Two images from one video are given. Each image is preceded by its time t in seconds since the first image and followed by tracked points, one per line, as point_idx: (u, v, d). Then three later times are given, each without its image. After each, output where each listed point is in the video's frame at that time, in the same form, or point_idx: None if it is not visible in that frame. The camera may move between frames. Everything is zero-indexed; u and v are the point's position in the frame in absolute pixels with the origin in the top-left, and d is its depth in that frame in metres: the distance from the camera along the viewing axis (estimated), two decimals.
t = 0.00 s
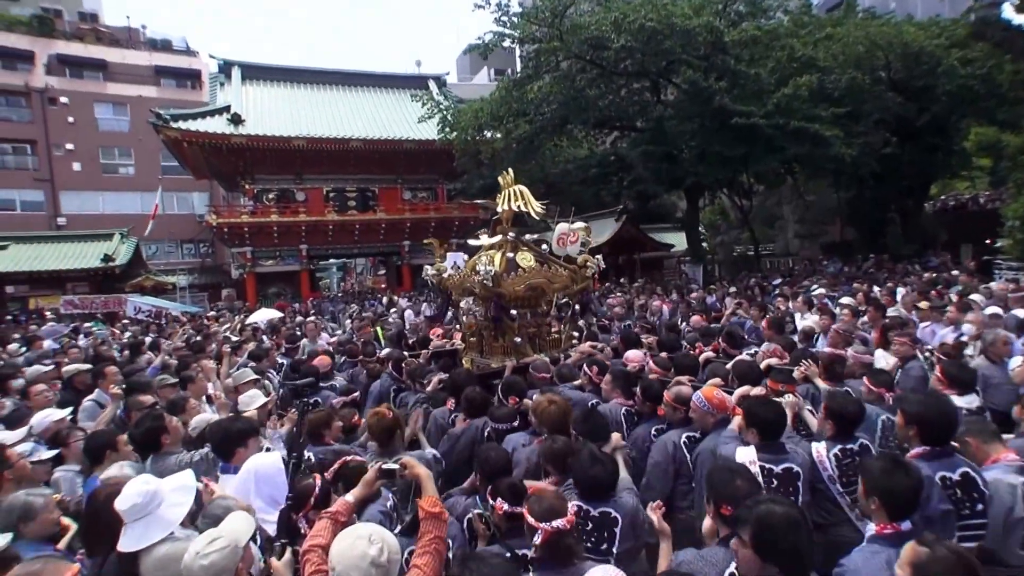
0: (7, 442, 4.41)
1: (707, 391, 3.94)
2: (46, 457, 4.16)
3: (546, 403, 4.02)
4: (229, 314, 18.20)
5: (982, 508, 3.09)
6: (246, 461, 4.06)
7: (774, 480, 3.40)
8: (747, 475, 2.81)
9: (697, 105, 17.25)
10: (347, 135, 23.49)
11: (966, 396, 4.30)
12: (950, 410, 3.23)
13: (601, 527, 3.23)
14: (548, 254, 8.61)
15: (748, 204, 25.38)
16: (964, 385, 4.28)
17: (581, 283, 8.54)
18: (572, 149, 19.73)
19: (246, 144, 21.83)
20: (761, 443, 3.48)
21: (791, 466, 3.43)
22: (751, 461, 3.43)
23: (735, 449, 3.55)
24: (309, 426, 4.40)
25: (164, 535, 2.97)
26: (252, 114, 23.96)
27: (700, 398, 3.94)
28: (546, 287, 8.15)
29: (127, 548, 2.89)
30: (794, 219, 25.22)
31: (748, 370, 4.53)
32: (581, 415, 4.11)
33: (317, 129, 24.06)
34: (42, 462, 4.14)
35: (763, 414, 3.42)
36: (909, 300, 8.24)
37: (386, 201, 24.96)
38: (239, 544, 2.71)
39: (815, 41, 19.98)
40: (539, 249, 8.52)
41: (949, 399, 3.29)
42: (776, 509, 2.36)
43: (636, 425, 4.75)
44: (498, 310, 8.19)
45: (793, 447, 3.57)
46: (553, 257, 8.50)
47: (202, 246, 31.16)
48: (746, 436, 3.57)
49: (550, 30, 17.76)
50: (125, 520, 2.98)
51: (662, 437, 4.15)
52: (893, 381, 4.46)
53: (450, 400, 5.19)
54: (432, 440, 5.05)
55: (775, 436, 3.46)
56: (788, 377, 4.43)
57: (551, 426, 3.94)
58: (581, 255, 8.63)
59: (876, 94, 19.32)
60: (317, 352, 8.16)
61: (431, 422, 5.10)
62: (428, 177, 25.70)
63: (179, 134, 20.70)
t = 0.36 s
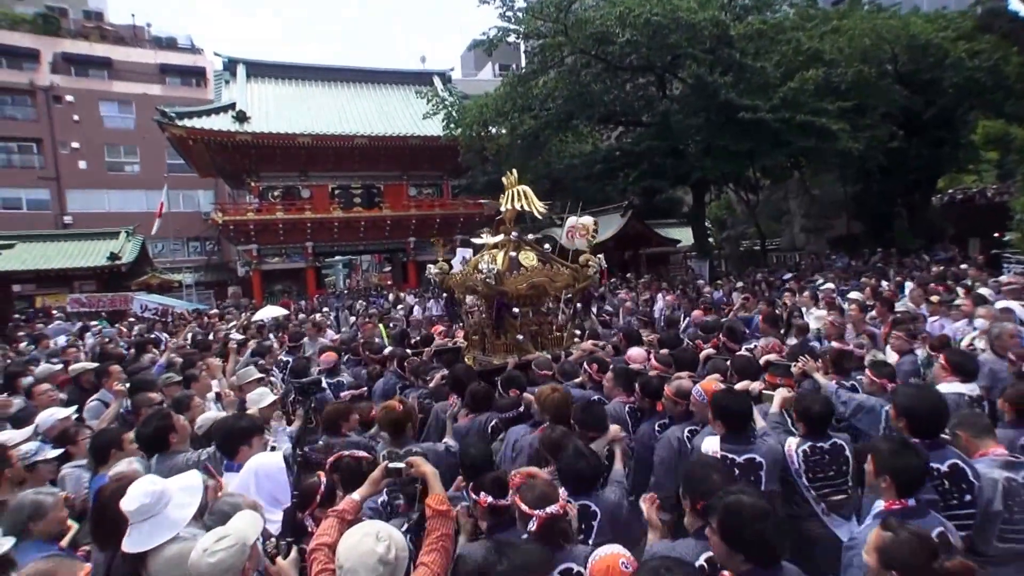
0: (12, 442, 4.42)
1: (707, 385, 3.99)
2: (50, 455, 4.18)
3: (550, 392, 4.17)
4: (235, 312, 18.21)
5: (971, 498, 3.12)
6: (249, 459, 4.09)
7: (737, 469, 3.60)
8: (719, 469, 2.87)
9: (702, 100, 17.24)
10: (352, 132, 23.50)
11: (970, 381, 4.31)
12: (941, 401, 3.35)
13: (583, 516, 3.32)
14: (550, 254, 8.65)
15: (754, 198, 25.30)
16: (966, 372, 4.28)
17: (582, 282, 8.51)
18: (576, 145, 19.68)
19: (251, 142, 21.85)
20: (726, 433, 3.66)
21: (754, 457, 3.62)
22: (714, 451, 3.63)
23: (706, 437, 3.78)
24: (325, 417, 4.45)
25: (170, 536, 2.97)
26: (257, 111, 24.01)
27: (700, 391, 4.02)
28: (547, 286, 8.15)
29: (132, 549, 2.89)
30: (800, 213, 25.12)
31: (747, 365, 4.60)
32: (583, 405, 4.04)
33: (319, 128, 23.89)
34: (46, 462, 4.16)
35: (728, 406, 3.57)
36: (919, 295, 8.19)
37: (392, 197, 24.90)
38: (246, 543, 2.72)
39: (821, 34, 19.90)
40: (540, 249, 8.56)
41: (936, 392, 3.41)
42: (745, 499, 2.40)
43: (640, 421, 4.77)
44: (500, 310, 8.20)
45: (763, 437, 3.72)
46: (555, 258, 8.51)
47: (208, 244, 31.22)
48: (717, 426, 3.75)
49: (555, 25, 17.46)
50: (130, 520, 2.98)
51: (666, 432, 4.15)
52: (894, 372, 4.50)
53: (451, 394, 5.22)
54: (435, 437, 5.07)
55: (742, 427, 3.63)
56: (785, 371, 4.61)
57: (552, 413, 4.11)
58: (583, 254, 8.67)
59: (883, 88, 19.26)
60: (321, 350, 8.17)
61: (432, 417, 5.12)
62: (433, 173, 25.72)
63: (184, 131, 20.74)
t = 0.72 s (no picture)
0: (20, 439, 4.39)
1: (698, 384, 3.98)
2: (56, 452, 4.14)
3: (542, 396, 4.15)
4: (239, 310, 18.19)
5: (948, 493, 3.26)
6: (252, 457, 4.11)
7: (738, 464, 3.55)
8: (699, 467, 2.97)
9: (705, 95, 17.17)
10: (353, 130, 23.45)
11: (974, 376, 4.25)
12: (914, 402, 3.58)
13: (573, 501, 3.45)
14: (547, 252, 8.68)
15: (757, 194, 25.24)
16: (969, 367, 4.23)
17: (579, 281, 8.50)
18: (578, 141, 19.65)
19: (253, 141, 21.82)
20: (726, 429, 3.63)
21: (756, 450, 3.57)
22: (716, 445, 3.60)
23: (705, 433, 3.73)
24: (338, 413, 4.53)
25: (180, 534, 2.94)
26: (260, 110, 24.02)
27: (690, 389, 3.99)
28: (544, 285, 8.16)
29: (136, 547, 2.86)
30: (804, 209, 25.07)
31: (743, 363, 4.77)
32: (573, 401, 4.01)
33: (324, 125, 24.09)
34: (54, 459, 4.13)
35: (731, 399, 3.57)
36: (928, 292, 8.11)
37: (393, 195, 24.92)
38: (250, 541, 2.69)
39: (826, 28, 19.86)
40: (536, 247, 8.61)
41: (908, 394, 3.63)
42: (710, 493, 2.58)
43: (632, 418, 4.77)
44: (495, 309, 8.29)
45: (759, 433, 3.69)
46: (551, 255, 8.56)
47: (211, 243, 31.21)
48: (716, 421, 3.72)
49: (557, 21, 17.50)
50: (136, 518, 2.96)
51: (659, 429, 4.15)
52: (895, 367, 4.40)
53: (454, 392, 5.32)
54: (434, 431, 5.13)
55: (742, 422, 3.61)
56: (778, 369, 4.59)
57: (544, 417, 4.08)
58: (580, 252, 8.65)
59: (888, 81, 19.15)
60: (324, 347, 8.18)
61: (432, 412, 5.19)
62: (434, 171, 25.69)
63: (187, 130, 20.75)
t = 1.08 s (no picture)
0: (29, 435, 4.35)
1: (679, 382, 4.01)
2: (64, 449, 4.07)
3: (539, 395, 4.10)
4: (243, 308, 18.18)
5: (933, 482, 3.41)
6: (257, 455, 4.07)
7: (753, 458, 3.51)
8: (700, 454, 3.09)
9: (708, 90, 17.09)
10: (354, 128, 23.40)
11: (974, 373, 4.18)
12: (894, 395, 3.57)
13: (580, 496, 3.41)
14: (544, 249, 8.70)
15: (761, 190, 25.19)
16: (968, 365, 4.16)
17: (575, 276, 8.55)
18: (580, 137, 19.61)
19: (255, 139, 21.78)
20: (741, 423, 3.63)
21: (770, 445, 3.54)
22: (732, 439, 3.51)
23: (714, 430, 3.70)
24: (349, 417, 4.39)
25: (188, 532, 2.91)
26: (261, 108, 24.04)
27: (673, 389, 4.02)
28: (541, 281, 8.23)
29: (145, 544, 2.85)
30: (808, 205, 25.03)
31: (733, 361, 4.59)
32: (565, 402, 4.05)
33: (325, 123, 24.05)
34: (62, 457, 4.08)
35: (745, 394, 3.61)
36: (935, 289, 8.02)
37: (394, 192, 24.92)
38: (257, 537, 2.65)
39: (830, 22, 19.82)
40: (532, 244, 8.61)
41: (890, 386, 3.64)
42: (710, 487, 2.57)
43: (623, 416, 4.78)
44: (493, 306, 8.23)
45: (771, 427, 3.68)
46: (547, 252, 8.56)
47: (213, 241, 31.14)
48: (726, 414, 3.75)
49: (557, 17, 17.46)
50: (144, 515, 2.93)
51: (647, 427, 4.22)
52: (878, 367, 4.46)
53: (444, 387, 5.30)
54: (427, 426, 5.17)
55: (753, 416, 3.63)
56: (769, 366, 4.53)
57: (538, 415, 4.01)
58: (576, 247, 8.60)
59: (895, 74, 19.02)
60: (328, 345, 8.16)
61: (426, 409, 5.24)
62: (435, 168, 25.63)
63: (190, 130, 20.73)
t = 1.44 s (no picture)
0: (36, 432, 4.32)
1: (672, 372, 4.00)
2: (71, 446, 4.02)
3: (520, 387, 4.12)
4: (247, 305, 18.16)
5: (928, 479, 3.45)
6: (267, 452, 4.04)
7: (759, 453, 3.55)
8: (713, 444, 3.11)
9: (711, 85, 16.96)
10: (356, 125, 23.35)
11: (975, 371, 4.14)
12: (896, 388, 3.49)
13: (582, 489, 3.38)
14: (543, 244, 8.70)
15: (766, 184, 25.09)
16: (968, 362, 4.11)
17: (574, 270, 8.52)
18: (583, 132, 19.53)
19: (257, 137, 21.73)
20: (743, 417, 3.64)
21: (773, 439, 3.60)
22: (739, 435, 3.47)
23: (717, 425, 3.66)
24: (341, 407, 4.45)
25: (199, 528, 2.90)
26: (264, 106, 24.02)
27: (666, 378, 4.00)
28: (541, 275, 8.19)
29: (158, 544, 2.85)
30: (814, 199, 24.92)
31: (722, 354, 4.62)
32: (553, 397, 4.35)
33: (327, 120, 23.98)
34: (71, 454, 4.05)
35: (747, 390, 3.59)
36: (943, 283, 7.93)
37: (396, 189, 24.89)
38: (266, 535, 2.62)
39: (837, 13, 19.63)
40: (533, 239, 8.57)
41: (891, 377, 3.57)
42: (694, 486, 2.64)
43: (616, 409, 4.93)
44: (492, 300, 8.27)
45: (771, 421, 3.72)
46: (547, 246, 8.57)
47: (217, 239, 31.05)
48: (728, 410, 3.72)
49: (559, 12, 17.40)
50: (153, 517, 2.91)
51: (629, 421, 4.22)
52: (872, 362, 4.40)
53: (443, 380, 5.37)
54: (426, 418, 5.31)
55: (752, 411, 3.62)
56: (758, 360, 4.61)
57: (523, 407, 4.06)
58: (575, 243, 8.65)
59: (903, 66, 18.82)
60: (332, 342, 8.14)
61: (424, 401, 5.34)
62: (438, 165, 25.54)
63: (193, 129, 20.72)
